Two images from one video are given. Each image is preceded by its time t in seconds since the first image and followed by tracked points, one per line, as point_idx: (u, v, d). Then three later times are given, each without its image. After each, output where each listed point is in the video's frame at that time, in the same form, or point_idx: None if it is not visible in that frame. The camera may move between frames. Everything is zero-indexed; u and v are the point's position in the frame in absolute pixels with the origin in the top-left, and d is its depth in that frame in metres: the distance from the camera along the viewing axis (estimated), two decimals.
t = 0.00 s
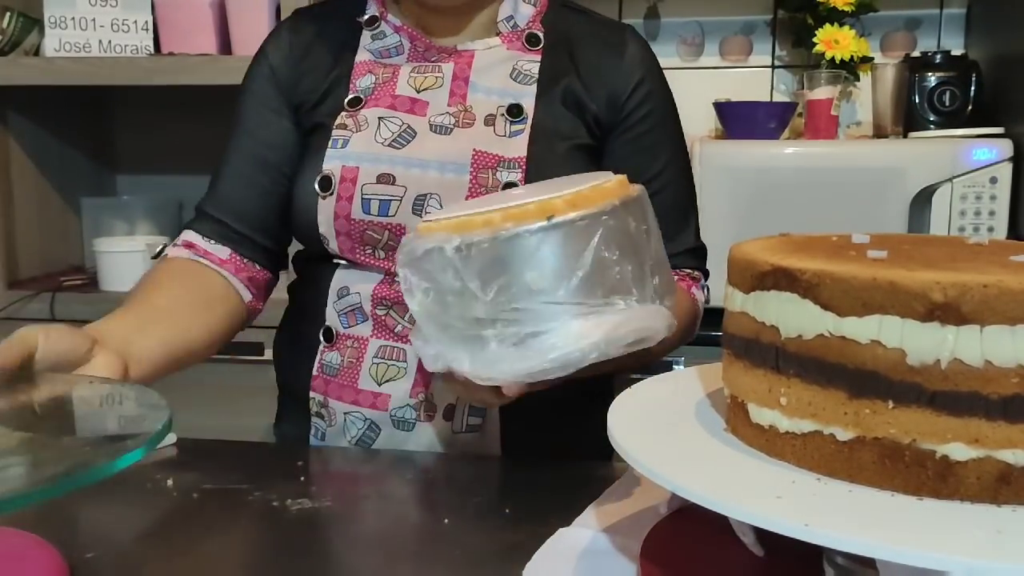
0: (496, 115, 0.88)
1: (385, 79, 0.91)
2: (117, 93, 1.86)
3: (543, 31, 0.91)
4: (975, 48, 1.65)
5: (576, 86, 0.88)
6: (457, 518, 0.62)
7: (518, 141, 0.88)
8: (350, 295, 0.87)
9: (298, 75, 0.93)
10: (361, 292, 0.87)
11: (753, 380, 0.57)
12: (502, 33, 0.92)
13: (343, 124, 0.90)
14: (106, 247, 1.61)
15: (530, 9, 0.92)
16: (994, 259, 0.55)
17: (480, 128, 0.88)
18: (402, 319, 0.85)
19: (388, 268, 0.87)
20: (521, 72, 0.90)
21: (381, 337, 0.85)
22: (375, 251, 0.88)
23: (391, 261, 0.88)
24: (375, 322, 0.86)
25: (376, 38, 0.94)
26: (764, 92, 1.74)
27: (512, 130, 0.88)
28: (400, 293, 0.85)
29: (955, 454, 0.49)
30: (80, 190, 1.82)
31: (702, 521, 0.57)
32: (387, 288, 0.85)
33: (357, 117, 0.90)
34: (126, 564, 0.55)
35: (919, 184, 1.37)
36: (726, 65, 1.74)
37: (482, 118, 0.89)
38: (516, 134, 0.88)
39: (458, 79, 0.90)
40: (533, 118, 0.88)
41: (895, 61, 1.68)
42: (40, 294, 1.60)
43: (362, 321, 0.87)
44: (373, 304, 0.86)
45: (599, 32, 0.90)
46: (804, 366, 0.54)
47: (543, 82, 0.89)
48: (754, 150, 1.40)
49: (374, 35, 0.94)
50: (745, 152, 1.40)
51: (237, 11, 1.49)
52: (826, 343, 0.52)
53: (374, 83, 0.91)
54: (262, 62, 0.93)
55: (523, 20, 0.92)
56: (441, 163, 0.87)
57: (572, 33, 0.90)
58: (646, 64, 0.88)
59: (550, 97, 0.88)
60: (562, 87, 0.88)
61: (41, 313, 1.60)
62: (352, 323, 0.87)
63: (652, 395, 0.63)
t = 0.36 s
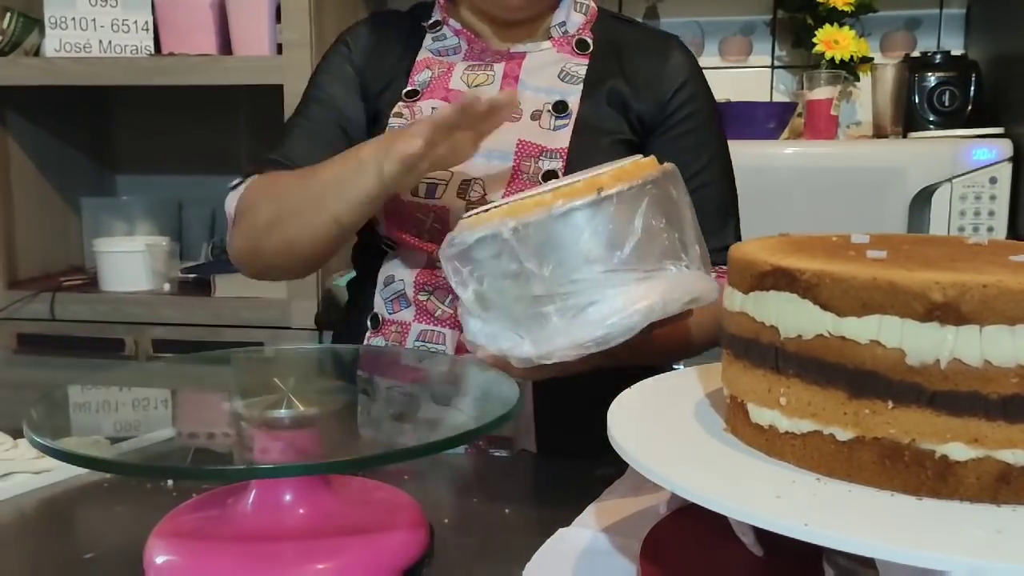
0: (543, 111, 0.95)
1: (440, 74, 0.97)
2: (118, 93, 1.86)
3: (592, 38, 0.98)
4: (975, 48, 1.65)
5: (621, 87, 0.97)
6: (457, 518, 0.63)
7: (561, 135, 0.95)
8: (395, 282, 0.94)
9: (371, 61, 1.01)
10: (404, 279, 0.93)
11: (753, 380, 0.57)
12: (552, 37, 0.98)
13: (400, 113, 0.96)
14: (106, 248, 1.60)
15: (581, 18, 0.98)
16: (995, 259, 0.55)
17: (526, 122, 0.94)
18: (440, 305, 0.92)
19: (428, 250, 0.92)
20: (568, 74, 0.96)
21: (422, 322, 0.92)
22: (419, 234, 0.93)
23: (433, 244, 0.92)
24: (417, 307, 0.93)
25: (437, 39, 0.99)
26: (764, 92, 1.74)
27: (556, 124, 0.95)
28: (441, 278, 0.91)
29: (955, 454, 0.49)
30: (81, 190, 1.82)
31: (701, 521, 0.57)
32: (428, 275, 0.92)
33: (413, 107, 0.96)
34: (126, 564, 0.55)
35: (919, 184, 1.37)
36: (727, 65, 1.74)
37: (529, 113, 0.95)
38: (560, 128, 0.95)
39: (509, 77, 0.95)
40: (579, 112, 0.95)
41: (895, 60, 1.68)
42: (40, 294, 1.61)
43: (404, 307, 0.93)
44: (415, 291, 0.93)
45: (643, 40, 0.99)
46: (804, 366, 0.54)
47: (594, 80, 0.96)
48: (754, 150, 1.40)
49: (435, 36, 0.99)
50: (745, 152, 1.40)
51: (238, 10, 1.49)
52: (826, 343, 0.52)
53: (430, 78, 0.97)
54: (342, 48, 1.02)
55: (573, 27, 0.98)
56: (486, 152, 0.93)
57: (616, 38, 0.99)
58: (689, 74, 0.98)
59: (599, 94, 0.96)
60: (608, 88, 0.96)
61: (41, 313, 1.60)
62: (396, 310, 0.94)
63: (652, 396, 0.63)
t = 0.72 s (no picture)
0: (481, 106, 0.94)
1: (376, 65, 0.95)
2: (117, 93, 1.86)
3: (526, 35, 0.97)
4: (976, 48, 1.64)
5: (558, 83, 0.95)
6: (455, 518, 0.63)
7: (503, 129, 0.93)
8: (336, 284, 0.91)
9: (304, 47, 0.95)
10: (347, 281, 0.90)
11: (753, 380, 0.56)
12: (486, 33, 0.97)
13: (336, 104, 0.94)
14: (106, 247, 1.61)
15: (512, 14, 0.98)
16: (995, 258, 0.55)
17: (466, 117, 0.94)
18: (385, 306, 0.90)
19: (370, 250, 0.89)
20: (504, 69, 0.95)
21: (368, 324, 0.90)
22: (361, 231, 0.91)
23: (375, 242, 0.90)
24: (360, 309, 0.91)
25: (368, 31, 0.97)
26: (764, 92, 1.74)
27: (496, 120, 0.94)
28: (386, 279, 0.89)
29: (956, 454, 0.49)
30: (80, 190, 1.82)
31: (701, 522, 0.56)
32: (373, 275, 0.90)
33: (351, 99, 0.94)
34: (124, 565, 0.55)
35: (919, 184, 1.37)
36: (727, 65, 1.74)
37: (468, 108, 0.94)
38: (500, 123, 0.93)
39: (446, 72, 0.95)
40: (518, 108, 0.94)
41: (895, 60, 1.68)
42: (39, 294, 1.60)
43: (347, 308, 0.91)
44: (358, 291, 0.90)
45: (572, 35, 0.98)
46: (804, 366, 0.53)
47: (529, 77, 0.95)
48: (754, 150, 1.40)
49: (366, 28, 0.97)
50: (744, 151, 1.40)
51: (236, 10, 1.49)
52: (827, 343, 0.52)
53: (366, 69, 0.95)
54: (271, 30, 0.95)
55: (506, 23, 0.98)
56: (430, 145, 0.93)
57: (549, 34, 0.98)
58: (619, 67, 0.97)
59: (534, 91, 0.94)
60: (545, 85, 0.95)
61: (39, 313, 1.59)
62: (337, 311, 0.91)
63: (653, 396, 0.63)
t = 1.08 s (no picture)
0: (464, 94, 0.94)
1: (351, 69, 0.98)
2: (117, 93, 1.85)
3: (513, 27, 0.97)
4: (976, 48, 1.64)
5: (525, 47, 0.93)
6: (456, 518, 0.63)
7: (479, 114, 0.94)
8: (329, 282, 0.92)
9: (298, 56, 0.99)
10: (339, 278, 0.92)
11: (754, 381, 0.56)
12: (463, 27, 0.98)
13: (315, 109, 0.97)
14: (106, 247, 1.61)
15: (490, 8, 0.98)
16: (995, 258, 0.55)
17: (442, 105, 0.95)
18: (378, 301, 0.92)
19: (359, 245, 0.92)
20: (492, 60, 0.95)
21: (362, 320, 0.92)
22: (348, 229, 0.94)
23: (364, 237, 0.93)
24: (354, 305, 0.92)
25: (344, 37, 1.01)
26: (764, 92, 1.74)
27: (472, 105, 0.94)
28: (377, 273, 0.91)
29: (956, 454, 0.49)
30: (80, 190, 1.82)
31: (701, 522, 0.56)
32: (364, 270, 0.91)
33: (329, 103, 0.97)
34: (124, 565, 0.55)
35: (919, 184, 1.37)
36: (726, 65, 1.74)
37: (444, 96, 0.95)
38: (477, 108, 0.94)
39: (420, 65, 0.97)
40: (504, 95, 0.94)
41: (895, 60, 1.68)
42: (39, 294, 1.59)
43: (341, 306, 0.92)
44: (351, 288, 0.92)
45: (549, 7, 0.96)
46: (804, 366, 0.53)
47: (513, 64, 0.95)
48: (753, 150, 1.40)
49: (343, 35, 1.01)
50: (744, 151, 1.40)
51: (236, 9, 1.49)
52: (826, 343, 0.52)
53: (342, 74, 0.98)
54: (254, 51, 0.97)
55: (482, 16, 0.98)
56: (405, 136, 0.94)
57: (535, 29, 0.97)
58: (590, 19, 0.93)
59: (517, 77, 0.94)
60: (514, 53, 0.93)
61: (38, 314, 1.59)
62: (333, 310, 0.93)
63: (653, 396, 0.63)
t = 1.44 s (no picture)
0: (464, 95, 0.94)
1: (362, 72, 0.98)
2: (117, 93, 1.86)
3: (512, 23, 0.97)
4: (976, 48, 1.65)
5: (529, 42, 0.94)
6: (456, 518, 0.63)
7: (483, 117, 0.93)
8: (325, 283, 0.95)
9: (300, 61, 1.03)
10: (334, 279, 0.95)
11: (754, 381, 0.56)
12: (472, 25, 0.98)
13: (324, 112, 0.98)
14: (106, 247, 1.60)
15: (498, 8, 0.99)
16: (994, 258, 0.55)
17: (448, 109, 0.94)
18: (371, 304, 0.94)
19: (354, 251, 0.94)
20: (489, 57, 0.95)
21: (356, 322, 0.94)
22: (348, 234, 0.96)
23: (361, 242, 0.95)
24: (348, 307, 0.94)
25: (360, 39, 1.01)
26: (764, 92, 1.74)
27: (477, 108, 0.94)
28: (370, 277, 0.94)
29: (956, 454, 0.49)
30: (80, 190, 1.82)
31: (701, 523, 0.56)
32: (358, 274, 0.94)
33: (338, 106, 0.97)
34: (125, 565, 0.55)
35: (919, 184, 1.37)
36: (726, 65, 1.74)
37: (450, 100, 0.94)
38: (481, 110, 0.93)
39: (429, 68, 0.96)
40: (500, 91, 0.93)
41: (895, 60, 1.68)
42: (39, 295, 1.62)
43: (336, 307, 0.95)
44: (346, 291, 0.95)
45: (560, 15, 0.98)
46: (804, 367, 0.53)
47: (509, 59, 0.94)
48: (753, 150, 1.40)
49: (359, 37, 1.02)
50: (744, 151, 1.40)
51: (237, 10, 1.49)
52: (826, 343, 0.52)
53: (354, 78, 0.99)
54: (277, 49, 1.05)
55: (490, 16, 0.98)
56: (410, 140, 0.93)
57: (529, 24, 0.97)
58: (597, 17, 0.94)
59: (512, 71, 0.94)
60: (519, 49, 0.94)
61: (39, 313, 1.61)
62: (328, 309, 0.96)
63: (653, 396, 0.63)
